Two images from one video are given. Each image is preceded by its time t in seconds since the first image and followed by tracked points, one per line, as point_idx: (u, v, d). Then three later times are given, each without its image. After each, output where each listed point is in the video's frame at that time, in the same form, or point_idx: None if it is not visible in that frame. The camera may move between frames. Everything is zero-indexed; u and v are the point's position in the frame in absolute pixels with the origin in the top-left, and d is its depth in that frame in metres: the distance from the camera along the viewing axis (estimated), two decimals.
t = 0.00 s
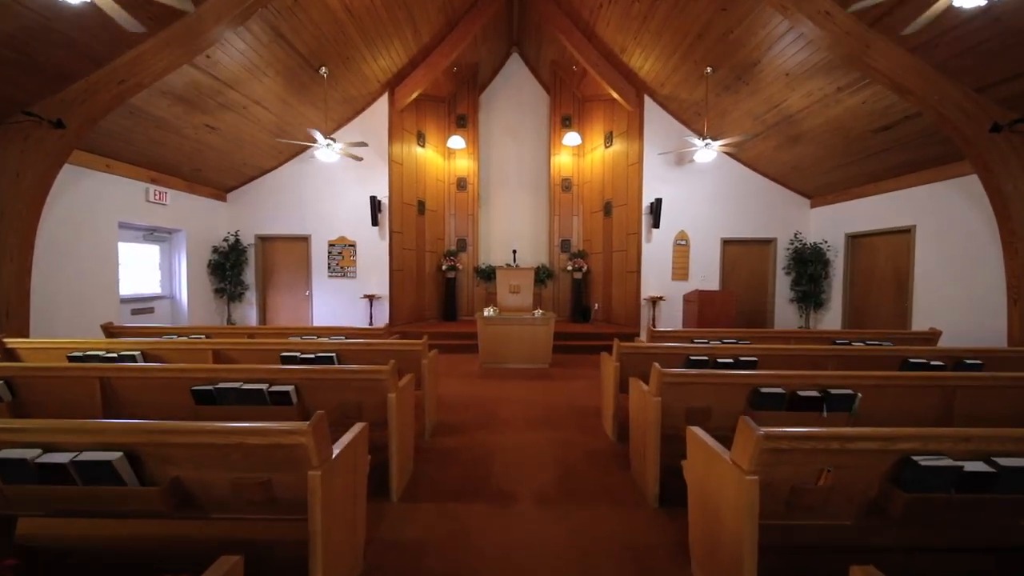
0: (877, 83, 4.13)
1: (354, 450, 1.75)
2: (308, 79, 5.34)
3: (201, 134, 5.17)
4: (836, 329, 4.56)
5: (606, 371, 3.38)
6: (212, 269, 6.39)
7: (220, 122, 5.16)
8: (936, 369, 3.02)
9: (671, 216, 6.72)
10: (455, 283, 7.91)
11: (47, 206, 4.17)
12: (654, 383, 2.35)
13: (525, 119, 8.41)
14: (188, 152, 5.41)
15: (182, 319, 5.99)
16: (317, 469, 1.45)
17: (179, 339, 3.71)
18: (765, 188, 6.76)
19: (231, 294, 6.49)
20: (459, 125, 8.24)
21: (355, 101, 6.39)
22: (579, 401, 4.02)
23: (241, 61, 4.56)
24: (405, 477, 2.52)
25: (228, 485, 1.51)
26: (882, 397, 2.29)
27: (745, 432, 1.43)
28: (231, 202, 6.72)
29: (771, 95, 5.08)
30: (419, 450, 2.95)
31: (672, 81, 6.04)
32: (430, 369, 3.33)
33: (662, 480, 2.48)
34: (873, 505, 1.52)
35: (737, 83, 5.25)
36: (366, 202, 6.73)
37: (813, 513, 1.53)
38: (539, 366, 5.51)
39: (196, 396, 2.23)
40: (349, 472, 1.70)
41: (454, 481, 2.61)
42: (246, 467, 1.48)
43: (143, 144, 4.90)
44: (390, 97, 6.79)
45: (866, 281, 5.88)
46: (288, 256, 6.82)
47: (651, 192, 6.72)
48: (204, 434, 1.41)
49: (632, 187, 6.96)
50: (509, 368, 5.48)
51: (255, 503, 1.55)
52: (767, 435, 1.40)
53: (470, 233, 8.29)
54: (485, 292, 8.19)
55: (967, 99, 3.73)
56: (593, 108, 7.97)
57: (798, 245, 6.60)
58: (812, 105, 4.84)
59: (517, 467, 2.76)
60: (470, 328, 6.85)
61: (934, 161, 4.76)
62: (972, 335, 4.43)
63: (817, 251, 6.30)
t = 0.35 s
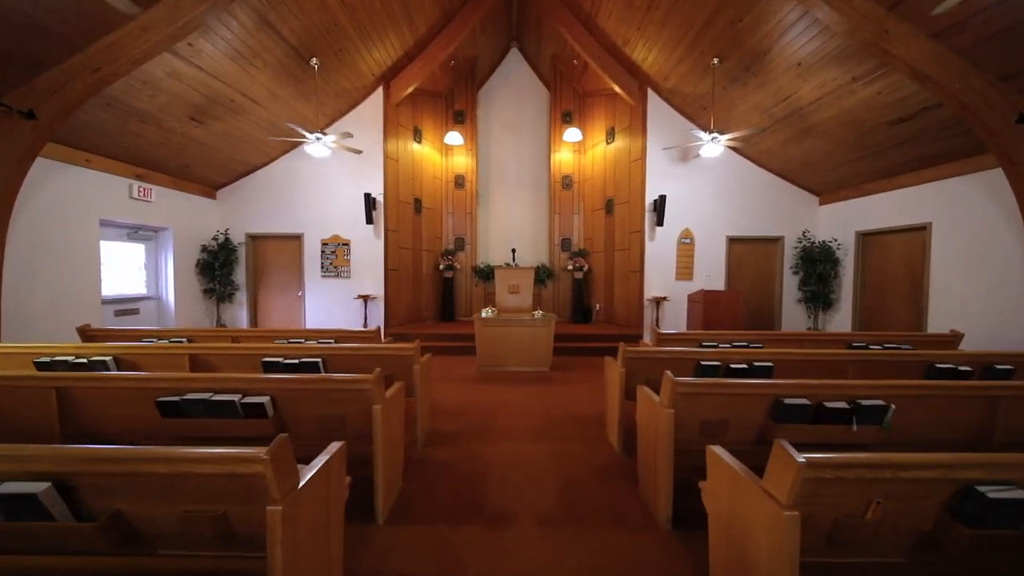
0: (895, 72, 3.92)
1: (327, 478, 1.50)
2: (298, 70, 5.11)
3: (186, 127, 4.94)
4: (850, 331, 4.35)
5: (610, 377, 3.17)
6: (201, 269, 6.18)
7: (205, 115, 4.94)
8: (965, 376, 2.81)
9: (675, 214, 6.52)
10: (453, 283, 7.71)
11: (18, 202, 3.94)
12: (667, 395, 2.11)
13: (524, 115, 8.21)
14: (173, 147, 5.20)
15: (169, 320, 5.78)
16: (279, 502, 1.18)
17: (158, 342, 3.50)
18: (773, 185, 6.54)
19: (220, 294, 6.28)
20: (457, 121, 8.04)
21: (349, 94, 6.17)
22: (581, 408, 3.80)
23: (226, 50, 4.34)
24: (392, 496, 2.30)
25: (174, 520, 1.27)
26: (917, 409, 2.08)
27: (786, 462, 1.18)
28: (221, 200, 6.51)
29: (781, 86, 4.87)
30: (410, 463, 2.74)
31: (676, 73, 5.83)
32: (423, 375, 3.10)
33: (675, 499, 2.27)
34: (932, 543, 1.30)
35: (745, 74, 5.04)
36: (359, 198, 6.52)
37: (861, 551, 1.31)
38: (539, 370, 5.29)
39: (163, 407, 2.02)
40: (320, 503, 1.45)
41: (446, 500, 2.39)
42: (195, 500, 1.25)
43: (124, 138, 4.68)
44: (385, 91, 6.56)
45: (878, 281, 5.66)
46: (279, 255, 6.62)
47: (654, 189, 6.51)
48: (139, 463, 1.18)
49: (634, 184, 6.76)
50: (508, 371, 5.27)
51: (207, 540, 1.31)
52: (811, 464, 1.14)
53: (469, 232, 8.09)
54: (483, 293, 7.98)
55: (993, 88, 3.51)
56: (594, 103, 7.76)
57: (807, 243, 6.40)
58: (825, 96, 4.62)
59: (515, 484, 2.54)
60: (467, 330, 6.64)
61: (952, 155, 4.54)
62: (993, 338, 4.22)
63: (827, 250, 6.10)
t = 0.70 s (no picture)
0: (914, 62, 3.71)
1: (286, 517, 1.28)
2: (286, 62, 4.89)
3: (168, 122, 4.73)
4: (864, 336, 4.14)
5: (613, 386, 2.96)
6: (188, 269, 5.97)
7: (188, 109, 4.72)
8: (999, 388, 2.59)
9: (679, 212, 6.30)
10: (449, 284, 7.50)
11: None
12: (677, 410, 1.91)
13: (523, 112, 7.99)
14: (156, 142, 4.99)
15: (153, 323, 5.56)
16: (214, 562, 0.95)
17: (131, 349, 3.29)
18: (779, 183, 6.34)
19: (208, 296, 6.06)
20: (454, 118, 7.82)
21: (340, 88, 5.95)
22: (582, 418, 3.59)
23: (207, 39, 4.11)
24: (374, 521, 2.09)
25: None
26: (959, 429, 1.86)
27: (834, 509, 0.97)
28: (209, 198, 6.30)
29: (791, 78, 4.65)
30: (397, 482, 2.51)
31: (680, 66, 5.61)
32: (412, 385, 2.88)
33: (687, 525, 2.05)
34: None
35: (753, 66, 4.82)
36: (352, 196, 6.30)
37: None
38: (538, 375, 5.08)
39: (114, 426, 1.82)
40: (276, 549, 1.23)
41: (435, 525, 2.18)
42: (117, 555, 1.02)
43: (102, 133, 4.46)
44: (379, 85, 6.34)
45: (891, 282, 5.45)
46: (269, 255, 6.40)
47: (657, 186, 6.29)
48: (43, 510, 0.97)
49: (637, 182, 6.54)
50: (506, 376, 5.06)
51: None
52: (868, 515, 0.93)
53: (466, 232, 7.88)
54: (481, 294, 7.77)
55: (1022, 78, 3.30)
56: (594, 98, 7.54)
57: (815, 243, 6.18)
58: (837, 88, 4.41)
59: (510, 506, 2.33)
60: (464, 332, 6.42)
61: (971, 150, 4.33)
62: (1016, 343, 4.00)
63: (836, 250, 5.88)
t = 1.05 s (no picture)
0: (936, 47, 3.49)
1: (237, 561, 1.07)
2: (274, 51, 4.67)
3: (150, 114, 4.51)
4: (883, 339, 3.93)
5: (619, 394, 2.73)
6: (174, 269, 5.73)
7: (172, 101, 4.50)
8: None
9: (684, 209, 6.08)
10: (447, 283, 7.29)
11: None
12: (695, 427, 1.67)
13: (523, 107, 7.78)
14: (139, 137, 4.78)
15: (137, 325, 5.34)
16: None
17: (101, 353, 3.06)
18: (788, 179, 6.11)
19: (196, 296, 5.84)
20: (451, 113, 7.61)
21: (332, 80, 5.73)
22: (586, 426, 3.38)
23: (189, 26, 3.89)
24: (357, 548, 1.88)
25: None
26: (1015, 446, 1.65)
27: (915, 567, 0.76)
28: (197, 195, 6.08)
29: (803, 68, 4.44)
30: (385, 500, 2.30)
31: (686, 57, 5.39)
32: (402, 393, 2.66)
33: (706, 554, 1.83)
34: None
35: (763, 55, 4.60)
36: (345, 192, 6.09)
37: None
38: (538, 378, 4.86)
39: (59, 442, 1.63)
40: None
41: (424, 551, 1.96)
42: None
43: (80, 125, 4.24)
44: (373, 78, 6.13)
45: (906, 282, 5.24)
46: (260, 253, 6.18)
47: (661, 182, 6.08)
48: None
49: (640, 178, 6.33)
50: (504, 380, 4.84)
51: None
52: None
53: (464, 230, 7.67)
54: (480, 293, 7.56)
55: None
56: (596, 92, 7.32)
57: (825, 241, 5.97)
58: (853, 77, 4.19)
59: (508, 528, 2.11)
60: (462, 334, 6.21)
61: (994, 142, 4.11)
62: None
63: (848, 248, 5.67)
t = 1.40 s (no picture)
0: (968, 30, 3.26)
1: None
2: (262, 38, 4.44)
3: (132, 105, 4.28)
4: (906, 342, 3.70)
5: (629, 404, 2.50)
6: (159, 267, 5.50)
7: (155, 91, 4.27)
8: None
9: (691, 206, 5.85)
10: (445, 283, 7.06)
11: None
12: (726, 448, 1.45)
13: (523, 101, 7.54)
14: (122, 130, 4.55)
15: (120, 325, 5.11)
16: None
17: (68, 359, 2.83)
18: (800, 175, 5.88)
19: (184, 296, 5.62)
20: (449, 107, 7.37)
21: (325, 71, 5.49)
22: (593, 437, 3.14)
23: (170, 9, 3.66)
24: None
25: None
26: None
27: None
28: (185, 191, 5.85)
29: (821, 56, 4.20)
30: (372, 524, 2.07)
31: (695, 46, 5.15)
32: (393, 403, 2.43)
33: None
34: None
35: (777, 43, 4.37)
36: (339, 188, 5.86)
37: None
38: (539, 383, 4.64)
39: None
40: None
41: None
42: None
43: (56, 116, 4.01)
44: (368, 70, 5.89)
45: (924, 282, 5.02)
46: (250, 251, 5.95)
47: (667, 178, 5.85)
48: None
49: (645, 174, 6.09)
50: (504, 385, 4.61)
51: None
52: None
53: (463, 228, 7.44)
54: (479, 293, 7.35)
55: None
56: (599, 86, 7.07)
57: (838, 239, 5.75)
58: (874, 65, 3.96)
59: (509, 558, 1.88)
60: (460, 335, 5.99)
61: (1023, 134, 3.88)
62: None
63: (863, 247, 5.44)
